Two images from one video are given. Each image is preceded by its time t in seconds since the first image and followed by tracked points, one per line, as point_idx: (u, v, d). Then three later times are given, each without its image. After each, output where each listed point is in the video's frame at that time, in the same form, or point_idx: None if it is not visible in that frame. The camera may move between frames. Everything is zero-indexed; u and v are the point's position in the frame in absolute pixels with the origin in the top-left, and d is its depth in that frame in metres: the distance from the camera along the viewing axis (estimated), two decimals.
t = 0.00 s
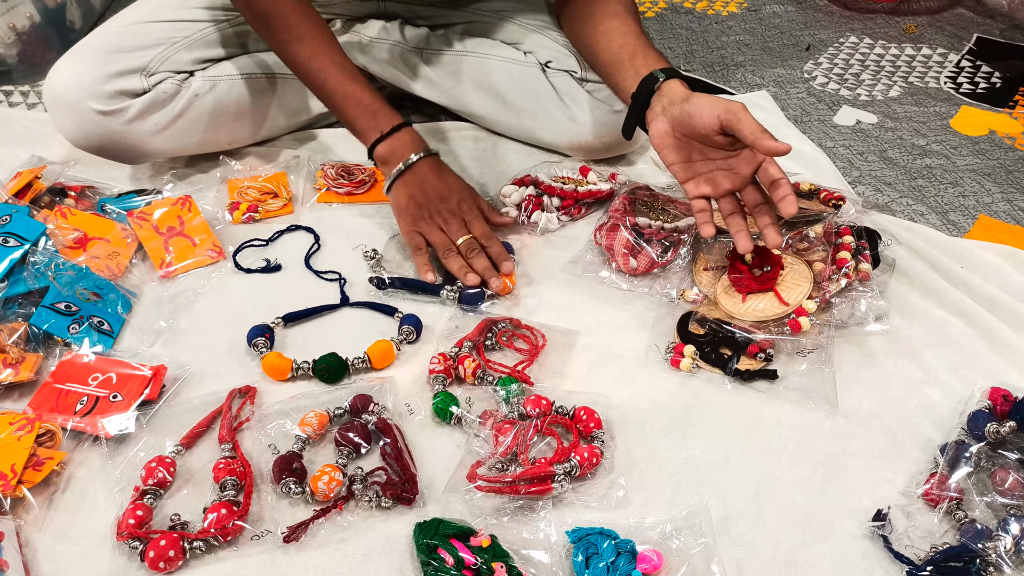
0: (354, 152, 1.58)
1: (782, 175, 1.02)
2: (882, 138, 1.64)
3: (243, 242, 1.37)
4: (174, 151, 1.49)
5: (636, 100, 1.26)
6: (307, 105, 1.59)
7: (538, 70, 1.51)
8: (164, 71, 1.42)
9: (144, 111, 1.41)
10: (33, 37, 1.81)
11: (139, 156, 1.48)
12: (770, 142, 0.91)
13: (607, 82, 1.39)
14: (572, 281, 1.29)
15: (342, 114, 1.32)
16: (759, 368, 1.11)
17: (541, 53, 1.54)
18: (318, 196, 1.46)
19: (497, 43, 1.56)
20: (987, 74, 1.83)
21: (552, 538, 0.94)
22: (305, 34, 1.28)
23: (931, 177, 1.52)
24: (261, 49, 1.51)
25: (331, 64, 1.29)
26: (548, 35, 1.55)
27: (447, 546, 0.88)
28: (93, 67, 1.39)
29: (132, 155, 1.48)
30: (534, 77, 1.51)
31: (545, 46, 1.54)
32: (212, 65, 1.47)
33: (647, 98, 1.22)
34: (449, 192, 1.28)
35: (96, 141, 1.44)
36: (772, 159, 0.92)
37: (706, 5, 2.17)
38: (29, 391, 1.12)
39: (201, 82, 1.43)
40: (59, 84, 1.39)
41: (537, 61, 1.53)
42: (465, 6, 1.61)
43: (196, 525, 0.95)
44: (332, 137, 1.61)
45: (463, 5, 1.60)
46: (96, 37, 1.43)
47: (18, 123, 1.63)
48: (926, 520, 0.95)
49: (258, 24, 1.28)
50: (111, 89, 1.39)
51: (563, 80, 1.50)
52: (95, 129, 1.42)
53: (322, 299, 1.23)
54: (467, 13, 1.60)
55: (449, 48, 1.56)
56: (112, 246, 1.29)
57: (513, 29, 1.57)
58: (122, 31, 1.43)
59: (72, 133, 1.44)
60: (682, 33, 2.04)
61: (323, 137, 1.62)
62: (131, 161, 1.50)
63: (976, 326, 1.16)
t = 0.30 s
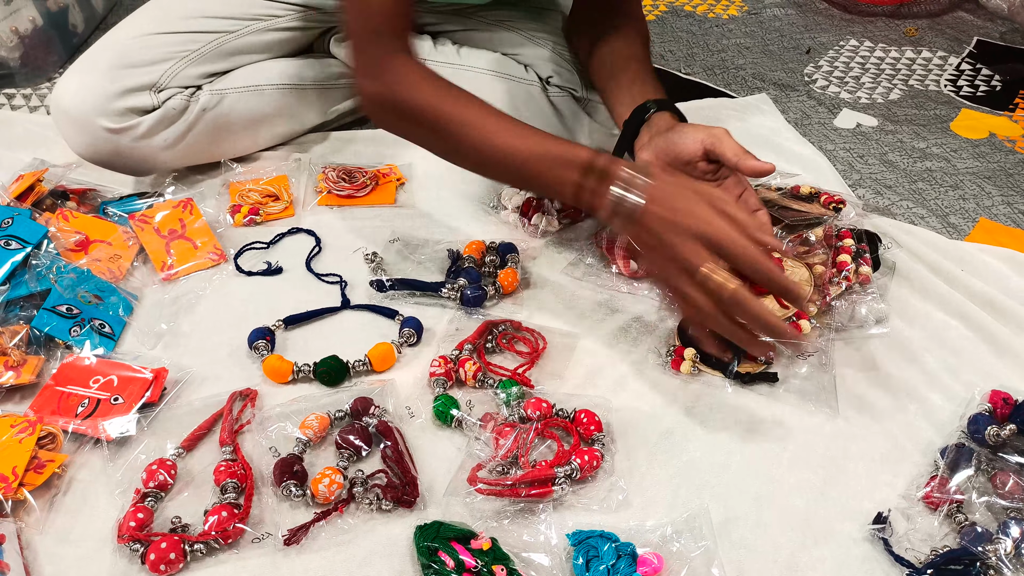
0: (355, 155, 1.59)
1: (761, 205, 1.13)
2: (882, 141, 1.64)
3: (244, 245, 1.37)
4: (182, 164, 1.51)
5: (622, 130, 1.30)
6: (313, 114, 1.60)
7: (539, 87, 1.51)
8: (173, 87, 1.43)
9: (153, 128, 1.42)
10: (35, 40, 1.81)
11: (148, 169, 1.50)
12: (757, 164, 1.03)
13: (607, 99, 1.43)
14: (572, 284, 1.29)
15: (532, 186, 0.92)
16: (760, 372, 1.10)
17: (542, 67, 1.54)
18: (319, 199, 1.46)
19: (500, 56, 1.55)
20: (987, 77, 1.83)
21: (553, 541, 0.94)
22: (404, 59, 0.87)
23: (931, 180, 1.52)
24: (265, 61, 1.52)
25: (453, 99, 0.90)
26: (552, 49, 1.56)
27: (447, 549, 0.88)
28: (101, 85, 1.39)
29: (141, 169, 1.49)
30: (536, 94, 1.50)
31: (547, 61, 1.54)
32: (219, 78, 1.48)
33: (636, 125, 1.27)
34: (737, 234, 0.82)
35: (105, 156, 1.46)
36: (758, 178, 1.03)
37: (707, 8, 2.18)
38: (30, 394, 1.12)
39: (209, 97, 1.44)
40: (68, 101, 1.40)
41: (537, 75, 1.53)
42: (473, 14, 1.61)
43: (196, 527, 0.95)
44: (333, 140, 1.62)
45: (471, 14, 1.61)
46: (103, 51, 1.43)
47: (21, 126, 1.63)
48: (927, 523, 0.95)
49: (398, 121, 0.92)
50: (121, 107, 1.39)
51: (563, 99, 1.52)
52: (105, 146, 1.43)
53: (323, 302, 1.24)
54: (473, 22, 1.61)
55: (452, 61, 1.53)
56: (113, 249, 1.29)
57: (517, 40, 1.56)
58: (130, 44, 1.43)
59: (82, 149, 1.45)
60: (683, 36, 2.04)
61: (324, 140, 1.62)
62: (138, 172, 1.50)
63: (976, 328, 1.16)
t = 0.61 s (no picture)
0: (354, 154, 1.59)
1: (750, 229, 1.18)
2: (881, 141, 1.64)
3: (243, 244, 1.37)
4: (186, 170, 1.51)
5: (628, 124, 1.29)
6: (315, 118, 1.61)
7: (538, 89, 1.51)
8: (179, 96, 1.43)
9: (160, 138, 1.42)
10: (35, 38, 1.81)
11: (152, 178, 1.50)
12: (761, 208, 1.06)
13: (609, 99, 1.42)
14: (572, 284, 1.29)
15: (755, 269, 0.81)
16: (759, 370, 1.12)
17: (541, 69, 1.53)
18: (318, 198, 1.46)
19: (500, 57, 1.56)
20: (986, 77, 1.83)
21: (552, 540, 0.94)
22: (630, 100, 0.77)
23: (930, 180, 1.52)
24: (268, 66, 1.53)
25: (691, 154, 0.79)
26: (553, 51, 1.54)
27: (447, 548, 0.88)
28: (107, 93, 1.39)
29: (145, 177, 1.49)
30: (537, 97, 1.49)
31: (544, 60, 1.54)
32: (224, 85, 1.49)
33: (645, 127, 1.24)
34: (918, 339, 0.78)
35: (110, 164, 1.45)
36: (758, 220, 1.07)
37: (707, 8, 2.18)
38: (29, 392, 1.12)
39: (214, 105, 1.45)
40: (73, 111, 1.39)
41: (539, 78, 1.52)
42: (473, 12, 1.62)
43: (196, 526, 0.95)
44: (334, 140, 1.62)
45: (472, 14, 1.61)
46: (106, 58, 1.42)
47: (21, 125, 1.63)
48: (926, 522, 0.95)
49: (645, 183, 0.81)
50: (128, 117, 1.39)
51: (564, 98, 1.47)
52: (111, 155, 1.43)
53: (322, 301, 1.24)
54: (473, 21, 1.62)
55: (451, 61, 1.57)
56: (113, 248, 1.29)
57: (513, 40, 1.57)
58: (135, 52, 1.42)
59: (86, 157, 1.44)
60: (683, 36, 2.04)
61: (323, 140, 1.62)
62: (140, 180, 1.50)
63: (976, 327, 1.16)
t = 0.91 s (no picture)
0: (353, 152, 1.59)
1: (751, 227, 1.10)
2: (881, 139, 1.64)
3: (242, 243, 1.37)
4: (180, 156, 1.51)
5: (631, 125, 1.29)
6: (311, 109, 1.59)
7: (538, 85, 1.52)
8: (172, 81, 1.43)
9: (151, 121, 1.42)
10: (33, 37, 1.81)
11: (145, 160, 1.51)
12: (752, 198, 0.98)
13: (608, 99, 1.43)
14: (571, 282, 1.29)
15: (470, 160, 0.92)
16: (758, 369, 1.11)
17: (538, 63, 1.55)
18: (318, 197, 1.46)
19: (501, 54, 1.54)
20: (986, 76, 1.83)
21: (551, 539, 0.94)
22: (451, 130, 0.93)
23: (930, 179, 1.52)
24: (264, 58, 1.52)
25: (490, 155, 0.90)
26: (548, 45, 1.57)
27: (446, 546, 0.88)
28: (100, 76, 1.39)
29: (137, 160, 1.51)
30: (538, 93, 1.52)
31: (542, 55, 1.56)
32: (219, 72, 1.48)
33: (641, 121, 1.25)
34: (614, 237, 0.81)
35: (102, 146, 1.46)
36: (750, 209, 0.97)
37: (706, 7, 2.18)
38: (28, 391, 1.11)
39: (207, 91, 1.44)
40: (66, 92, 1.39)
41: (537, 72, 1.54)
42: (473, 12, 1.62)
43: (194, 524, 0.95)
44: (333, 138, 1.62)
45: (470, 11, 1.62)
46: (103, 42, 1.42)
47: (19, 123, 1.63)
48: (924, 520, 0.95)
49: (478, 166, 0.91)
50: (119, 99, 1.39)
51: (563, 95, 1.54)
52: (103, 137, 1.43)
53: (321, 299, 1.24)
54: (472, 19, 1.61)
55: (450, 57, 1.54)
56: (111, 246, 1.29)
57: (512, 36, 1.58)
58: (131, 36, 1.42)
59: (80, 139, 1.46)
60: (682, 34, 2.04)
61: (323, 138, 1.62)
62: (137, 166, 1.52)
63: (975, 326, 1.16)
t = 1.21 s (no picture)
0: (354, 153, 1.59)
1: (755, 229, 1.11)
2: (882, 139, 1.64)
3: (244, 243, 1.37)
4: (182, 156, 1.52)
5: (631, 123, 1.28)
6: (312, 108, 1.58)
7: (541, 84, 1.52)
8: (173, 80, 1.43)
9: (153, 121, 1.43)
10: (35, 38, 1.81)
11: (146, 160, 1.51)
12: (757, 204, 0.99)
13: (609, 100, 1.43)
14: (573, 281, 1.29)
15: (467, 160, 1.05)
16: (760, 369, 1.12)
17: (540, 62, 1.55)
18: (320, 197, 1.46)
19: (501, 53, 1.53)
20: (987, 76, 1.83)
21: (553, 539, 0.94)
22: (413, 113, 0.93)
23: (931, 179, 1.52)
24: (266, 57, 1.51)
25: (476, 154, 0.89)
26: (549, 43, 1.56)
27: (447, 546, 0.88)
28: (101, 76, 1.39)
29: (138, 159, 1.51)
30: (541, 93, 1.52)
31: (545, 53, 1.55)
32: (220, 72, 1.48)
33: (641, 122, 1.24)
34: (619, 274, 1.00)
35: (104, 147, 1.47)
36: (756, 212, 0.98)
37: (707, 7, 2.18)
38: (30, 391, 1.12)
39: (208, 90, 1.44)
40: (68, 93, 1.40)
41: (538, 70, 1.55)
42: (472, 10, 1.61)
43: (196, 524, 0.95)
44: (334, 138, 1.62)
45: (469, 11, 1.61)
46: (103, 42, 1.43)
47: (21, 124, 1.63)
48: (925, 520, 0.95)
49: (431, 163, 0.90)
50: (121, 98, 1.40)
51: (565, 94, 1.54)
52: (104, 137, 1.44)
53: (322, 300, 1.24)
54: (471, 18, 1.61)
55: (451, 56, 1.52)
56: (113, 246, 1.29)
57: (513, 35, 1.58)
58: (132, 36, 1.42)
59: (83, 139, 1.46)
60: (683, 34, 2.04)
61: (324, 138, 1.62)
62: (139, 165, 1.52)
63: (976, 326, 1.16)
